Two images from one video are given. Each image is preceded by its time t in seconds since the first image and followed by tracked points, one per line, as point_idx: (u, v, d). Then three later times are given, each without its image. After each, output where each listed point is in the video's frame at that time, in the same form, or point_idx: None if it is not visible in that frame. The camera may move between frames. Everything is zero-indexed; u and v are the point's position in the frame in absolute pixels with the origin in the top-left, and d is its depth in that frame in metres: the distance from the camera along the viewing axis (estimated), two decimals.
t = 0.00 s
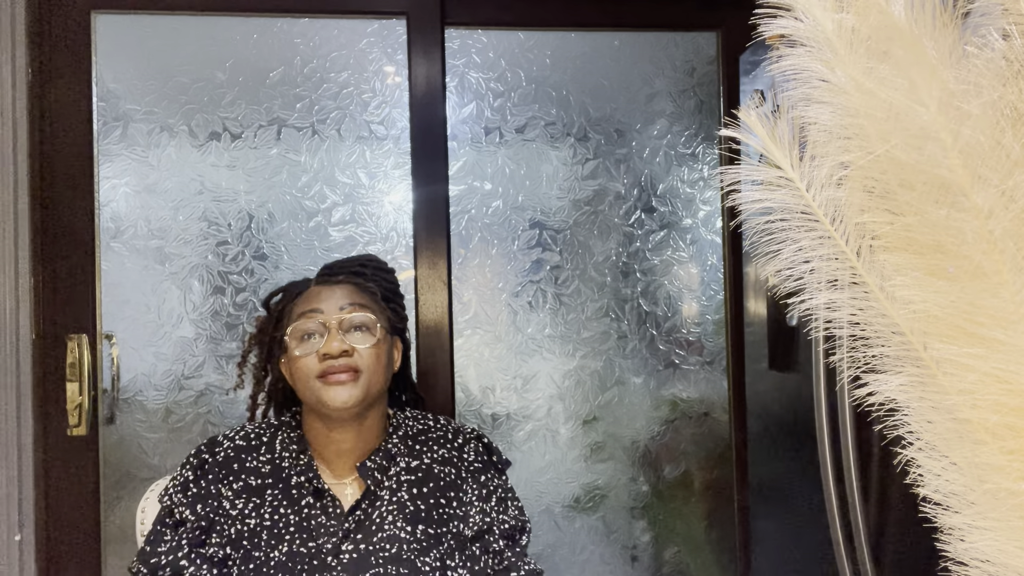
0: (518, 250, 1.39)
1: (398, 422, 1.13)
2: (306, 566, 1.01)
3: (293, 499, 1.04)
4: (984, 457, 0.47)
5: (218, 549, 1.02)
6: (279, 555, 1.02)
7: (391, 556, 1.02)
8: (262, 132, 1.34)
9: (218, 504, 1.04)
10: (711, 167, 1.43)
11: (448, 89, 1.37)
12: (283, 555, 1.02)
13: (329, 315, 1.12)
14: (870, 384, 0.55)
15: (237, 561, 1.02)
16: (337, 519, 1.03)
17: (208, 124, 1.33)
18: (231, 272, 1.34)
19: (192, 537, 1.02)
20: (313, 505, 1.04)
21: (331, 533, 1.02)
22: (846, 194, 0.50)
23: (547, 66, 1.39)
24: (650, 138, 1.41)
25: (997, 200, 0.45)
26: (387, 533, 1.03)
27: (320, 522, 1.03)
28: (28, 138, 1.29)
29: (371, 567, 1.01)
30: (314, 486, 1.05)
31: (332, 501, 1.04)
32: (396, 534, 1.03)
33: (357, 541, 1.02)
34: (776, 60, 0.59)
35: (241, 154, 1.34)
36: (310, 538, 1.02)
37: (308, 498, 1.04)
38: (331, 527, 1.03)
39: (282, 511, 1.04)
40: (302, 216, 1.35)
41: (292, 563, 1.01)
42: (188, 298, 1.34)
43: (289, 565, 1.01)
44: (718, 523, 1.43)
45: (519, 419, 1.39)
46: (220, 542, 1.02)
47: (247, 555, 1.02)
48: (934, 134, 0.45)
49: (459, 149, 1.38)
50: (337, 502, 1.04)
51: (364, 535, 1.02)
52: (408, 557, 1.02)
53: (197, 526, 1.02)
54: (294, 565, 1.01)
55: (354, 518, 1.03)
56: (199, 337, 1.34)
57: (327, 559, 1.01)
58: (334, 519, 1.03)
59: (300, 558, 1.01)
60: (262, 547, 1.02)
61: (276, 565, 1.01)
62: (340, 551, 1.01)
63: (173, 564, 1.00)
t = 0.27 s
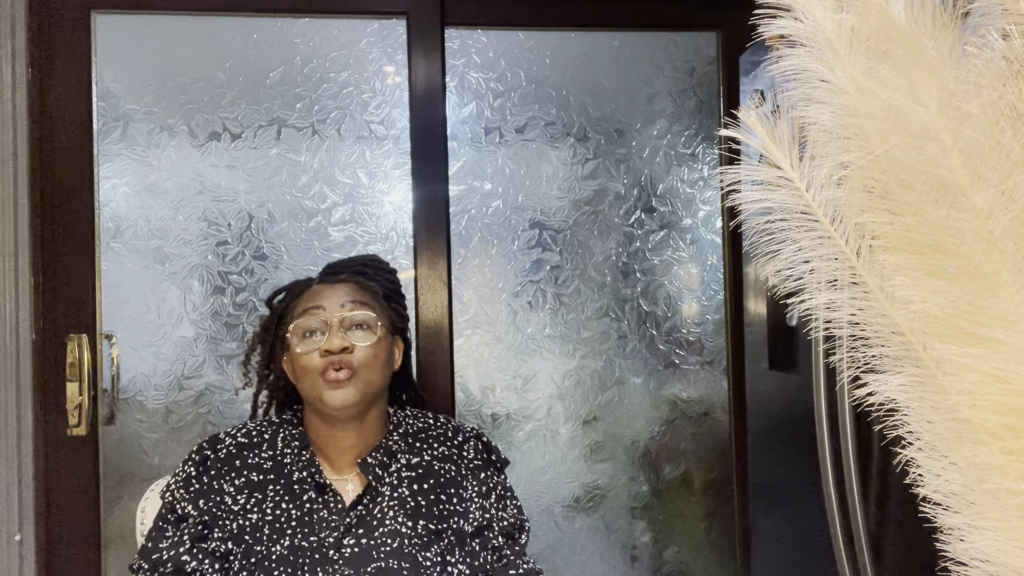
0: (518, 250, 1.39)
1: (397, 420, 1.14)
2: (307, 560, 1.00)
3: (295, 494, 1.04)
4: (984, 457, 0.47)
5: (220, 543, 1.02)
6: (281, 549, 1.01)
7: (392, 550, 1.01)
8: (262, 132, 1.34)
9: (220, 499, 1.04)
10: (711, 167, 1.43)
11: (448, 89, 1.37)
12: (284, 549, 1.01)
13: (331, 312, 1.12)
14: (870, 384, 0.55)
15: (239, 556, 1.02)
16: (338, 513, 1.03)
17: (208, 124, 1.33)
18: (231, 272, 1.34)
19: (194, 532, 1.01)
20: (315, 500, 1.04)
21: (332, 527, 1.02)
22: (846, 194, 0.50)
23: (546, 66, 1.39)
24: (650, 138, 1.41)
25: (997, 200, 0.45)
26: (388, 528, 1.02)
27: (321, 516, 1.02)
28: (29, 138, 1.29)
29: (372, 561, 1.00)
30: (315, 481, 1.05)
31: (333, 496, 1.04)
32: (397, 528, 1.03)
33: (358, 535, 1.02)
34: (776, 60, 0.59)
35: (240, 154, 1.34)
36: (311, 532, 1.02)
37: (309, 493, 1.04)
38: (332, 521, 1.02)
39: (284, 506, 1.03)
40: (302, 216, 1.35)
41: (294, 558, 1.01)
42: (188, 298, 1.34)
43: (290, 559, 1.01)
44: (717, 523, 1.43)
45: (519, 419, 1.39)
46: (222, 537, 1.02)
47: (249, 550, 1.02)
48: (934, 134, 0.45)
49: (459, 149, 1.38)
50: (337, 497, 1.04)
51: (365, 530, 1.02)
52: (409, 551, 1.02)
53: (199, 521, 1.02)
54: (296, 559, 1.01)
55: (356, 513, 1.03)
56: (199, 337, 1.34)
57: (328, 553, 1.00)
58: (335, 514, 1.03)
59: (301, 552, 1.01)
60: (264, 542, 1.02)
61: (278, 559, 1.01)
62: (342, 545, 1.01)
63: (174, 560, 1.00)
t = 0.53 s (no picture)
0: (518, 250, 1.39)
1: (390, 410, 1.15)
2: (312, 553, 1.01)
3: (296, 490, 1.05)
4: (984, 457, 0.47)
5: (226, 540, 1.03)
6: (285, 543, 1.02)
7: (395, 535, 1.02)
8: (262, 132, 1.34)
9: (222, 497, 1.05)
10: (711, 167, 1.43)
11: (448, 89, 1.37)
12: (288, 543, 1.02)
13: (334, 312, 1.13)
14: (870, 384, 0.55)
15: (243, 552, 1.03)
16: (340, 505, 1.03)
17: (208, 124, 1.33)
18: (231, 272, 1.34)
19: (198, 530, 1.02)
20: (316, 495, 1.04)
21: (335, 519, 1.02)
22: (846, 194, 0.50)
23: (546, 66, 1.39)
24: (650, 138, 1.41)
25: (997, 200, 0.45)
26: (389, 514, 1.03)
27: (324, 509, 1.03)
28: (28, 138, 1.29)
29: (377, 549, 1.01)
30: (314, 476, 1.06)
31: (333, 490, 1.05)
32: (398, 514, 1.04)
33: (361, 524, 1.02)
34: (776, 60, 0.59)
35: (241, 154, 1.34)
36: (314, 525, 1.02)
37: (310, 488, 1.05)
38: (335, 514, 1.03)
39: (286, 502, 1.04)
40: (302, 216, 1.35)
41: (298, 551, 1.01)
42: (188, 298, 1.34)
43: (295, 553, 1.01)
44: (717, 523, 1.43)
45: (519, 419, 1.39)
46: (226, 534, 1.03)
47: (253, 546, 1.03)
48: (934, 134, 0.45)
49: (459, 149, 1.38)
50: (338, 491, 1.05)
51: (367, 519, 1.03)
52: (412, 535, 1.03)
53: (202, 519, 1.03)
54: (300, 552, 1.01)
55: (356, 503, 1.04)
56: (199, 337, 1.34)
57: (333, 543, 1.01)
58: (337, 506, 1.03)
59: (306, 545, 1.01)
60: (268, 537, 1.03)
61: (283, 553, 1.02)
62: (346, 535, 1.01)
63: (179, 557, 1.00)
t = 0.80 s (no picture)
0: (518, 250, 1.39)
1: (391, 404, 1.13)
2: (299, 541, 1.02)
3: (288, 484, 1.05)
4: (983, 457, 0.47)
5: (221, 529, 1.03)
6: (274, 532, 1.03)
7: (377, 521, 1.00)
8: (262, 132, 1.34)
9: (217, 488, 1.05)
10: (711, 167, 1.43)
11: (448, 88, 1.37)
12: (277, 531, 1.03)
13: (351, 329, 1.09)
14: (870, 384, 0.55)
15: (235, 541, 1.03)
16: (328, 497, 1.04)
17: (208, 124, 1.33)
18: (231, 272, 1.34)
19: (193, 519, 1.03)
20: (305, 489, 1.05)
21: (323, 510, 1.03)
22: (846, 194, 0.50)
23: (546, 66, 1.39)
24: (650, 138, 1.41)
25: (997, 200, 0.45)
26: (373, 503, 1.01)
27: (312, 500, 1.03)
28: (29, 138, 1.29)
29: (361, 536, 1.01)
30: (307, 470, 1.06)
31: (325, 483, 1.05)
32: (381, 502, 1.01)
33: (346, 513, 1.02)
34: (776, 60, 0.59)
35: (241, 154, 1.34)
36: (302, 515, 1.03)
37: (299, 483, 1.05)
38: (323, 506, 1.03)
39: (277, 494, 1.04)
40: (302, 216, 1.35)
41: (286, 540, 1.02)
42: (188, 298, 1.34)
43: (282, 541, 1.02)
44: (717, 522, 1.43)
45: (519, 419, 1.39)
46: (220, 524, 1.03)
47: (243, 535, 1.03)
48: (934, 134, 0.45)
49: (459, 149, 1.38)
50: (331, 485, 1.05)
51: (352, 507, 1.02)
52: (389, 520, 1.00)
53: (196, 509, 1.03)
54: (288, 541, 1.02)
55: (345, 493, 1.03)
56: (199, 337, 1.34)
57: (319, 532, 1.02)
58: (326, 498, 1.04)
59: (293, 534, 1.02)
60: (258, 526, 1.03)
61: (271, 541, 1.03)
62: (333, 523, 1.02)
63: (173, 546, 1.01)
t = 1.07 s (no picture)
0: (518, 250, 1.39)
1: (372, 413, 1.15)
2: (286, 553, 1.02)
3: (271, 491, 1.05)
4: (984, 456, 0.47)
5: (203, 543, 1.03)
6: (260, 544, 1.03)
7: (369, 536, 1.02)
8: (262, 132, 1.34)
9: (201, 500, 1.05)
10: (711, 167, 1.43)
11: (448, 88, 1.37)
12: (264, 544, 1.03)
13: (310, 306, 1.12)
14: (871, 384, 0.55)
15: (220, 553, 1.03)
16: (315, 507, 1.04)
17: (208, 124, 1.33)
18: (231, 272, 1.34)
19: (177, 534, 1.03)
20: (291, 496, 1.05)
21: (309, 520, 1.03)
22: (846, 194, 0.50)
23: (547, 66, 1.39)
24: (650, 138, 1.41)
25: (997, 199, 0.45)
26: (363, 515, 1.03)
27: (298, 510, 1.04)
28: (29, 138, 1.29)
29: (350, 550, 1.01)
30: (291, 477, 1.06)
31: (309, 492, 1.05)
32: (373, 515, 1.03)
33: (335, 526, 1.03)
34: (777, 59, 0.59)
35: (241, 154, 1.34)
36: (288, 526, 1.03)
37: (286, 489, 1.06)
38: (309, 515, 1.04)
39: (262, 503, 1.04)
40: (302, 216, 1.35)
41: (273, 551, 1.02)
42: (188, 298, 1.34)
43: (269, 553, 1.02)
44: (718, 522, 1.43)
45: (519, 419, 1.39)
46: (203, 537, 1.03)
47: (228, 547, 1.03)
48: (934, 134, 0.45)
49: (459, 149, 1.38)
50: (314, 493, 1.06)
51: (340, 520, 1.03)
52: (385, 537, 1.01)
53: (180, 523, 1.04)
54: (274, 552, 1.02)
55: (332, 506, 1.05)
56: (199, 337, 1.33)
57: (306, 545, 1.02)
58: (312, 508, 1.04)
59: (280, 546, 1.02)
60: (243, 538, 1.03)
61: (257, 554, 1.02)
62: (318, 537, 1.03)
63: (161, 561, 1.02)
